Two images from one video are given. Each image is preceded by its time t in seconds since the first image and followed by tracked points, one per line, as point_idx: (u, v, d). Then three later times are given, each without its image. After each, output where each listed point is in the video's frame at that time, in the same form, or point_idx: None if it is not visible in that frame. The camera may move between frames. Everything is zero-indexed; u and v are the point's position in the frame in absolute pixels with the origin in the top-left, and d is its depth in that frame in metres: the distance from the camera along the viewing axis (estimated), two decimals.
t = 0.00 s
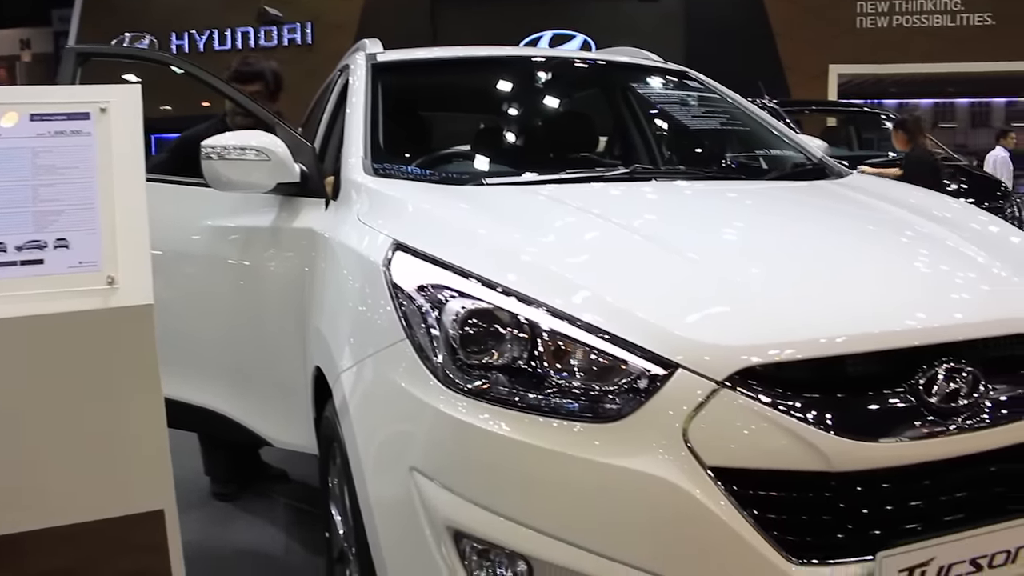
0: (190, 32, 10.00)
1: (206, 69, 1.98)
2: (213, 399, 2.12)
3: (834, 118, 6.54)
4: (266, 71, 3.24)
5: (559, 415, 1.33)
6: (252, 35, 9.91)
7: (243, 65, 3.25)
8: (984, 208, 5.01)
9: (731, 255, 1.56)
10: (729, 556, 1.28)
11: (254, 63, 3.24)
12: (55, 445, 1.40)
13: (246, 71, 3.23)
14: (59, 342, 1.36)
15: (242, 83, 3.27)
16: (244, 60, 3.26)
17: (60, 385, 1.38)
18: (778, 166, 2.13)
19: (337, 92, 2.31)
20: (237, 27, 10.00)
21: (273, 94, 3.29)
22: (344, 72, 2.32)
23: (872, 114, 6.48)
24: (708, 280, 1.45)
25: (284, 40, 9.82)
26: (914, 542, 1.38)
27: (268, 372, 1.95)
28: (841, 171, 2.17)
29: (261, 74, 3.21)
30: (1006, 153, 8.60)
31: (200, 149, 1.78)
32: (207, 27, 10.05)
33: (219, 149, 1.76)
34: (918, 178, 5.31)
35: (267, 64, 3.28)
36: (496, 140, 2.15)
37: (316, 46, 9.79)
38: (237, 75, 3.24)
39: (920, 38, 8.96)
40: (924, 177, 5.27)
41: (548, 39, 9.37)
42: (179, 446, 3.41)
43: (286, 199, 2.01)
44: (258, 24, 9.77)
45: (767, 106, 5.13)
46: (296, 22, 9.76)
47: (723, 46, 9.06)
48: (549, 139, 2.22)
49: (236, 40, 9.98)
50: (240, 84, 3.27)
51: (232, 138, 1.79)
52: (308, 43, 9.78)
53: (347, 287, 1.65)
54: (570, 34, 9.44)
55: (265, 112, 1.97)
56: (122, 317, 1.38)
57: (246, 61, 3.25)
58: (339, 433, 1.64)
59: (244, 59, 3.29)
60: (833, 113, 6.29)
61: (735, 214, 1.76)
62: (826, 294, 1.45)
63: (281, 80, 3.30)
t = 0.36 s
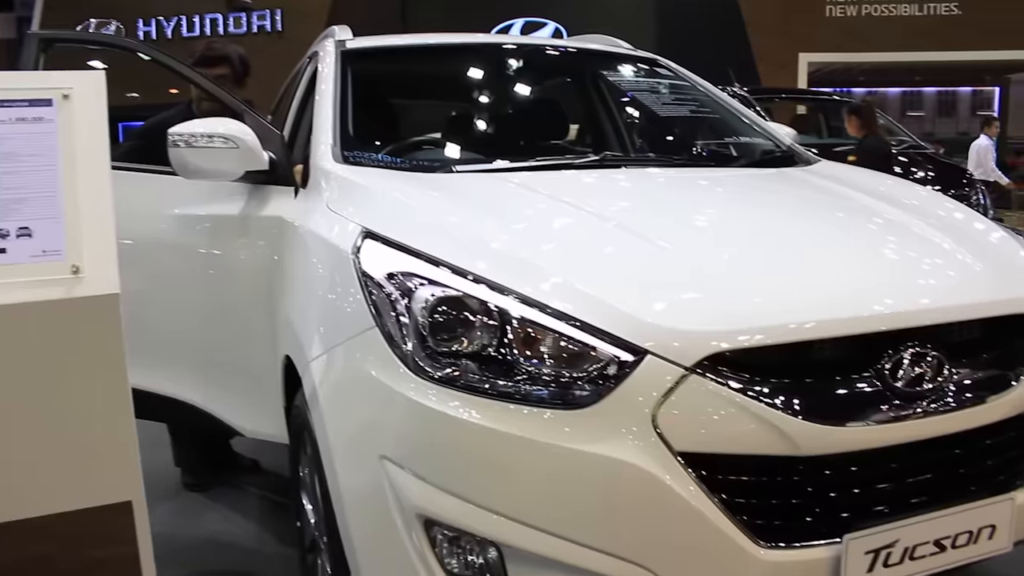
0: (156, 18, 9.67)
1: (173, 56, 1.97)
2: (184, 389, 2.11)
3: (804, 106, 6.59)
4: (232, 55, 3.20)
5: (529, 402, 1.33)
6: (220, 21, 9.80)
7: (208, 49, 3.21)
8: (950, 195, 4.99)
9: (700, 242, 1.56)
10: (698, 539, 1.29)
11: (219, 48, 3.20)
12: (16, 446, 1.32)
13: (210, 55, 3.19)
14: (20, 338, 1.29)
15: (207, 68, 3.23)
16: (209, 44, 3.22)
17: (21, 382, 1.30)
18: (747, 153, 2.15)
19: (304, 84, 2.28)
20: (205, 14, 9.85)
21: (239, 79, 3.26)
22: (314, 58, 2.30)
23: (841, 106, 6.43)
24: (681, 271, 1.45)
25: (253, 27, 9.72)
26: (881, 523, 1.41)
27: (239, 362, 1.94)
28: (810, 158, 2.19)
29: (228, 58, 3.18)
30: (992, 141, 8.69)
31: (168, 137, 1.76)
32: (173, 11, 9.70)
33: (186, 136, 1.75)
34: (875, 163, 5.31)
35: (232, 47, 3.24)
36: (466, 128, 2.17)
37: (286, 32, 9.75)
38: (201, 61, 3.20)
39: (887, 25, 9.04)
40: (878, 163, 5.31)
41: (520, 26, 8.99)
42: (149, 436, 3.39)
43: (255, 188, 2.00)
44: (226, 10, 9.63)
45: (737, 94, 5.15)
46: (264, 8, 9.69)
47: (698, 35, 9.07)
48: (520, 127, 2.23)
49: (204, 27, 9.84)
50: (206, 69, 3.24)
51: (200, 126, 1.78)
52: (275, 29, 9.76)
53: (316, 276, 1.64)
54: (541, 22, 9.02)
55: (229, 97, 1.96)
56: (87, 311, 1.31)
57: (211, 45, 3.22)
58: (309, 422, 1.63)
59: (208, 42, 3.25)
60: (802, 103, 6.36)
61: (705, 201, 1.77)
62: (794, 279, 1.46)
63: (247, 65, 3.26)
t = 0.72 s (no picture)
0: (122, 6, 9.79)
1: (137, 42, 1.95)
2: (152, 380, 2.09)
3: (773, 96, 6.62)
4: (197, 43, 3.17)
5: (499, 389, 1.33)
6: (188, 9, 9.70)
7: (171, 37, 3.17)
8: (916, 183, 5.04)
9: (669, 230, 1.57)
10: (667, 524, 1.30)
11: (183, 36, 3.17)
12: None
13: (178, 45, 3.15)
14: None
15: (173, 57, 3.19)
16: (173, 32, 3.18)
17: None
18: (716, 141, 2.17)
19: (273, 70, 2.26)
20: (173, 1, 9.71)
21: (205, 67, 3.23)
22: (282, 46, 2.28)
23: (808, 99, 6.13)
24: (649, 258, 1.46)
25: (222, 15, 9.61)
26: (848, 507, 1.43)
27: (208, 352, 1.93)
28: (778, 147, 2.21)
29: (193, 47, 3.15)
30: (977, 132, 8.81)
31: (133, 125, 1.76)
32: None
33: (152, 126, 1.75)
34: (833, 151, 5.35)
35: (196, 35, 3.21)
36: (436, 117, 2.19)
37: (254, 20, 9.63)
38: (165, 49, 3.15)
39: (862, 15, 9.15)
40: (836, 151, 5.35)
41: (490, 15, 8.93)
42: (116, 428, 3.36)
43: (222, 177, 1.98)
44: None
45: (706, 84, 5.18)
46: None
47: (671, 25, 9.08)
48: (491, 116, 2.26)
49: (172, 15, 9.70)
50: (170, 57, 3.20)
51: (165, 114, 1.78)
52: (245, 17, 9.64)
53: (284, 265, 1.62)
54: (512, 10, 8.97)
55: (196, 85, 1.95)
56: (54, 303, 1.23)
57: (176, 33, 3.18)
58: (278, 412, 1.62)
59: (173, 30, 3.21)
60: (772, 92, 6.37)
61: (675, 189, 1.78)
62: (762, 266, 1.47)
63: (213, 52, 3.23)
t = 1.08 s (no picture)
0: None
1: (108, 30, 1.95)
2: (127, 370, 2.09)
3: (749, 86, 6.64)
4: (166, 33, 3.14)
5: (474, 377, 1.33)
6: None
7: (140, 25, 3.14)
8: (890, 171, 5.09)
9: (644, 218, 1.57)
10: (643, 509, 1.31)
11: (153, 24, 3.14)
12: None
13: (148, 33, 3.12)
14: None
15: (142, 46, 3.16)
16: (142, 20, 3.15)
17: None
18: (691, 129, 2.18)
19: (248, 58, 2.25)
20: None
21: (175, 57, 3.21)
22: (255, 34, 2.26)
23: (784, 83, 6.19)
24: (624, 245, 1.46)
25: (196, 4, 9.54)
26: (822, 491, 1.45)
27: (184, 342, 1.92)
28: (753, 134, 2.22)
29: (161, 37, 3.12)
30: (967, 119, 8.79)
31: (104, 113, 1.75)
32: None
33: (124, 113, 1.75)
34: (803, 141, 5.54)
35: (164, 23, 3.18)
36: (413, 105, 2.20)
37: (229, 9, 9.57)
38: (135, 38, 3.11)
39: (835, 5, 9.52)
40: (802, 136, 5.64)
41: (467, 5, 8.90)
42: (89, 419, 3.34)
43: (196, 166, 1.97)
44: None
45: (684, 73, 5.20)
46: None
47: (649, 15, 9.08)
48: (467, 105, 2.28)
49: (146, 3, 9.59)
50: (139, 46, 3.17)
51: (138, 102, 1.77)
52: (220, 5, 9.60)
53: (259, 254, 1.62)
54: None
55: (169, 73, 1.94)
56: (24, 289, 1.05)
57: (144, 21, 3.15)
58: (254, 402, 1.61)
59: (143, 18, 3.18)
60: (747, 81, 6.40)
61: (651, 177, 1.79)
62: (736, 253, 1.48)
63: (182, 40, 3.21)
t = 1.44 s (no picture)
0: None
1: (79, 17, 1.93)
2: (101, 361, 2.07)
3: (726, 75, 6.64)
4: (139, 20, 3.11)
5: (449, 365, 1.33)
6: None
7: (110, 11, 3.09)
8: (864, 159, 5.11)
9: (620, 206, 1.57)
10: (618, 495, 1.32)
11: (124, 10, 3.10)
12: None
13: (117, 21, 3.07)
14: None
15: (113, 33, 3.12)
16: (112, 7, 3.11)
17: None
18: (666, 117, 2.19)
19: (221, 45, 2.23)
20: None
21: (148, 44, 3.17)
22: (229, 21, 2.24)
23: (759, 68, 6.40)
24: (600, 233, 1.47)
25: None
26: (797, 476, 1.46)
27: (159, 332, 1.91)
28: (728, 122, 2.23)
29: (134, 23, 3.09)
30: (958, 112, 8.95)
31: (74, 101, 1.74)
32: None
33: (96, 101, 1.74)
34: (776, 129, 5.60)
35: (135, 9, 3.14)
36: (388, 93, 2.21)
37: None
38: (106, 25, 3.07)
39: None
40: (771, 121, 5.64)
41: None
42: (62, 411, 3.31)
43: (169, 154, 1.95)
44: None
45: (659, 62, 5.21)
46: None
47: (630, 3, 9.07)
48: (441, 93, 2.28)
49: None
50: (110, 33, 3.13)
51: (109, 90, 1.76)
52: None
53: (233, 243, 1.61)
54: None
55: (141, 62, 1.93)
56: None
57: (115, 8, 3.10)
58: (229, 392, 1.60)
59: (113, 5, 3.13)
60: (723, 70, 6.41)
61: (627, 165, 1.79)
62: (711, 241, 1.48)
63: (154, 26, 3.18)
